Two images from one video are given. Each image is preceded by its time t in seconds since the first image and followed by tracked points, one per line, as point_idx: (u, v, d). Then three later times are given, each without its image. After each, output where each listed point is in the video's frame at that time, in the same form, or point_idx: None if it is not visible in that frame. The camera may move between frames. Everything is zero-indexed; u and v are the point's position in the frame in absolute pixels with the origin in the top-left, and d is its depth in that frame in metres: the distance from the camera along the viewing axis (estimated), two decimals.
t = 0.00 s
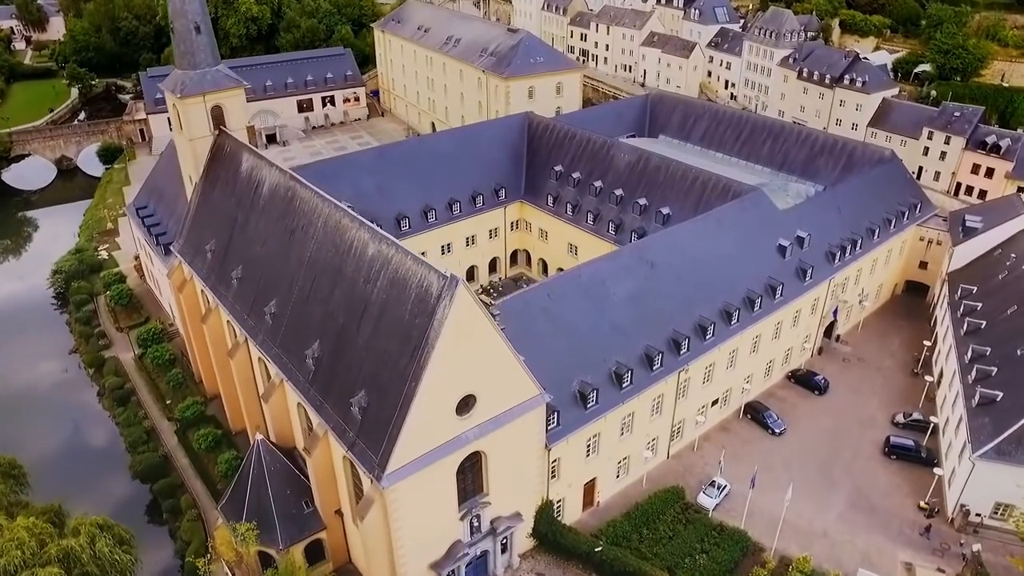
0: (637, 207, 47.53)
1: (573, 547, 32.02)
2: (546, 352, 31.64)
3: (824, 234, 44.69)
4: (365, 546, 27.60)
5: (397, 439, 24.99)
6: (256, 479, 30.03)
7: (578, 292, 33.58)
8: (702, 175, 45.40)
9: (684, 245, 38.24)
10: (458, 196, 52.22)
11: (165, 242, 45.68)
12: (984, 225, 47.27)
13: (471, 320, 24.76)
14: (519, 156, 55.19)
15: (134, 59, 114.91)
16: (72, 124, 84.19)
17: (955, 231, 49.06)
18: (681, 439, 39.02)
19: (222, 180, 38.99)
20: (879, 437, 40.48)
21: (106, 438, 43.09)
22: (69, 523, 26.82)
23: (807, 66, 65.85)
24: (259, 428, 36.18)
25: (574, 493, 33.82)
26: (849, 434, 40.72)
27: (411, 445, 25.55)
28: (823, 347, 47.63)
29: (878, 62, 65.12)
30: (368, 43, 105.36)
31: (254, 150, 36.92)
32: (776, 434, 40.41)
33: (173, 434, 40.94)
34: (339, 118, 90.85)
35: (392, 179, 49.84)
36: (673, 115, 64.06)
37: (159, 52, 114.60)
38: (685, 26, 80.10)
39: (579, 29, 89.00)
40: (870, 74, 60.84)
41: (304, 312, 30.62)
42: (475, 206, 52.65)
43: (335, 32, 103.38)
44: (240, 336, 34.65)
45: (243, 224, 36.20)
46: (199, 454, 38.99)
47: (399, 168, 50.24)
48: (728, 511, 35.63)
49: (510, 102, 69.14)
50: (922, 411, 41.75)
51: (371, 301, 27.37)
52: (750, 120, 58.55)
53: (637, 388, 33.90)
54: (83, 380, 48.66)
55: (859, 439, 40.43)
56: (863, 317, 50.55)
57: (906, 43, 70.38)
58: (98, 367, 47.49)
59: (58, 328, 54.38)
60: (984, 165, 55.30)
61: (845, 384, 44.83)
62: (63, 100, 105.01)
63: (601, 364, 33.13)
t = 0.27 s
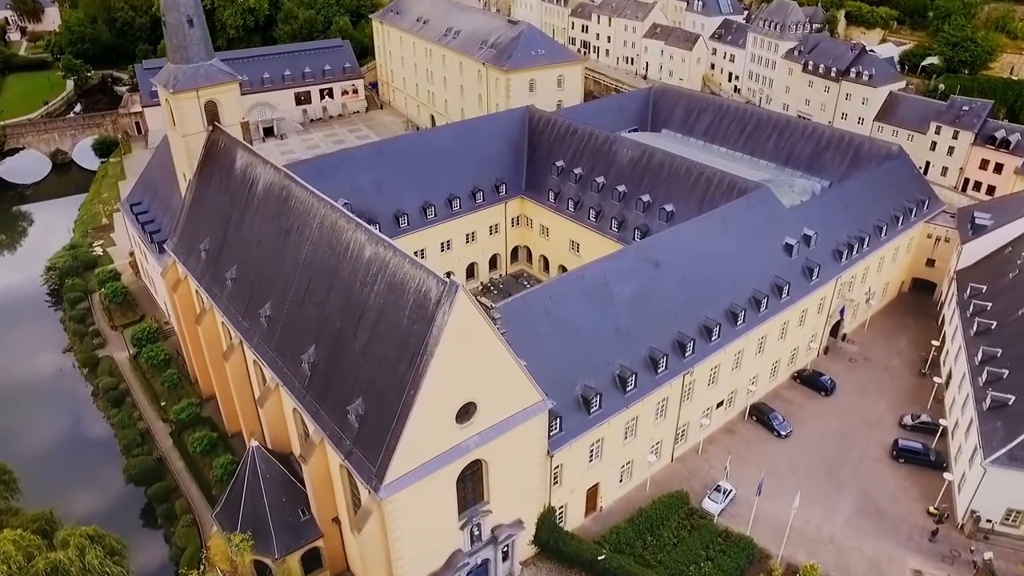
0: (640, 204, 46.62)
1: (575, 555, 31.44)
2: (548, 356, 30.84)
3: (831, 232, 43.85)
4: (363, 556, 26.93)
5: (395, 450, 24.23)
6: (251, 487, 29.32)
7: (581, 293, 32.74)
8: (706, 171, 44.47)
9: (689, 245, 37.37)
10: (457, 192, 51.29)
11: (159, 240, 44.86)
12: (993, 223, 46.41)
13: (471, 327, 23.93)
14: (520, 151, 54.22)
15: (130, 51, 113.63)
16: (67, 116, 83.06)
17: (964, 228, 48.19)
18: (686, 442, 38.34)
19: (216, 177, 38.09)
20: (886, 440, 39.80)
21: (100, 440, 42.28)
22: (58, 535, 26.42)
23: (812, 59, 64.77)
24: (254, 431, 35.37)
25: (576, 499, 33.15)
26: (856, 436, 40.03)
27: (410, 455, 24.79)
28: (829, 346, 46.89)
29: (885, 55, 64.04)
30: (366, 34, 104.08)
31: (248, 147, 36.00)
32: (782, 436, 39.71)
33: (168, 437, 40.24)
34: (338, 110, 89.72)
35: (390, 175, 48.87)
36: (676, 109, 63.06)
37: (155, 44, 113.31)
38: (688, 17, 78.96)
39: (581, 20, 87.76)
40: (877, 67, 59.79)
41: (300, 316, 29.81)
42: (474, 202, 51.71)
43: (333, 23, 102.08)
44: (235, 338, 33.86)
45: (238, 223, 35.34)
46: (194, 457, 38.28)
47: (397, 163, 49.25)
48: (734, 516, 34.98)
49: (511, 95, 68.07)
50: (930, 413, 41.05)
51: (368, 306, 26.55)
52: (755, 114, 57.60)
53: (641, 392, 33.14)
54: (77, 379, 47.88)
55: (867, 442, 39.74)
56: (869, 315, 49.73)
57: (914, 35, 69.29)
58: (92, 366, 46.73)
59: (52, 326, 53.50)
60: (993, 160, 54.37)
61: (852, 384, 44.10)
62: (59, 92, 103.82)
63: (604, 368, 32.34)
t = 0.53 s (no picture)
0: (644, 200, 45.44)
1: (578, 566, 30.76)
2: (551, 362, 29.83)
3: (841, 230, 42.73)
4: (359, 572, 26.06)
5: (392, 465, 23.26)
6: (244, 498, 28.38)
7: (585, 296, 31.66)
8: (713, 166, 43.26)
9: (696, 244, 36.24)
10: (457, 187, 50.06)
11: (151, 237, 43.79)
12: (1006, 220, 45.25)
13: (471, 337, 22.87)
14: (521, 144, 52.99)
15: (125, 39, 112.03)
16: (60, 107, 81.61)
17: (976, 225, 47.04)
18: (691, 447, 37.42)
19: (208, 175, 36.94)
20: (896, 443, 38.87)
21: (92, 442, 41.40)
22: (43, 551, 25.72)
23: (820, 49, 63.33)
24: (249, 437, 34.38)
25: (579, 508, 32.28)
26: (866, 440, 39.12)
27: (407, 469, 23.83)
28: (837, 346, 45.90)
29: (894, 46, 62.62)
30: (365, 22, 102.40)
31: (240, 143, 34.84)
32: (789, 439, 38.83)
33: (161, 440, 39.33)
34: (335, 100, 88.23)
35: (389, 170, 47.58)
36: (680, 101, 61.76)
37: (150, 32, 111.66)
38: (693, 6, 77.42)
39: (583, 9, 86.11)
40: (886, 58, 58.40)
41: (293, 321, 28.77)
42: (474, 196, 50.46)
43: (331, 11, 100.39)
44: (227, 342, 32.85)
45: (230, 222, 34.25)
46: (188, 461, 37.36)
47: (396, 157, 47.98)
48: (741, 524, 34.11)
49: (512, 87, 66.72)
50: (941, 416, 40.12)
51: (363, 313, 25.49)
52: (761, 107, 56.36)
53: (646, 398, 32.17)
54: (68, 379, 46.86)
55: (876, 446, 38.80)
56: (878, 314, 48.72)
57: (923, 25, 67.88)
58: (83, 366, 45.74)
59: (43, 323, 52.46)
60: (1005, 154, 53.12)
61: (860, 385, 43.13)
62: (52, 82, 102.32)
63: (608, 374, 31.34)
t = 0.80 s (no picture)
0: (648, 197, 44.35)
1: None
2: (553, 368, 28.92)
3: (849, 228, 41.73)
4: None
5: (389, 480, 22.39)
6: (237, 510, 27.53)
7: (588, 300, 30.68)
8: (718, 162, 42.14)
9: (702, 245, 35.23)
10: (456, 183, 48.94)
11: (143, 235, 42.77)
12: (1018, 217, 44.21)
13: (470, 349, 21.91)
14: (522, 139, 51.86)
15: (120, 29, 110.57)
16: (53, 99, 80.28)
17: (987, 222, 46.00)
18: (696, 451, 36.60)
19: (200, 173, 35.89)
20: (906, 448, 38.07)
21: (84, 445, 40.56)
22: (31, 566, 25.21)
23: (826, 41, 62.05)
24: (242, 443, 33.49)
25: (582, 516, 31.50)
26: (874, 444, 38.34)
27: (405, 484, 22.96)
28: (844, 346, 45.02)
29: (902, 37, 61.34)
30: (363, 12, 100.86)
31: (232, 141, 33.76)
32: (796, 443, 38.05)
33: (154, 444, 38.47)
34: (333, 92, 86.89)
35: (386, 165, 46.45)
36: (684, 93, 60.59)
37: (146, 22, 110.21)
38: None
39: None
40: (894, 50, 57.15)
41: (287, 327, 27.82)
42: (474, 192, 49.36)
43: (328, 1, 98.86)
44: (220, 346, 31.91)
45: (222, 223, 33.24)
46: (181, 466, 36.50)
47: (394, 152, 46.84)
48: (747, 532, 33.35)
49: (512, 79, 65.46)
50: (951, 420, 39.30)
51: (359, 321, 24.52)
52: (766, 100, 55.22)
53: (651, 404, 31.29)
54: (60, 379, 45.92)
55: (885, 450, 37.99)
56: (885, 313, 47.81)
57: (932, 16, 66.61)
58: (75, 367, 44.80)
59: (35, 321, 51.50)
60: (1016, 149, 52.00)
61: (868, 386, 42.29)
62: (46, 72, 100.97)
63: (612, 380, 30.44)
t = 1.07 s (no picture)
0: (651, 195, 43.39)
1: None
2: (555, 375, 28.11)
3: (857, 227, 40.84)
4: None
5: (385, 496, 21.61)
6: (230, 522, 26.79)
7: (591, 305, 29.80)
8: (723, 159, 41.17)
9: (708, 246, 34.31)
10: (455, 179, 47.95)
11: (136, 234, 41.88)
12: None
13: (469, 360, 21.05)
14: (522, 134, 50.85)
15: (116, 20, 109.28)
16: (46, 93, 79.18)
17: (996, 220, 45.10)
18: (700, 456, 35.91)
19: (192, 172, 34.92)
20: (914, 452, 37.37)
21: (76, 448, 39.75)
22: None
23: (832, 34, 60.94)
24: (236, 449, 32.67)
25: (584, 525, 30.81)
26: (882, 449, 37.64)
27: (402, 499, 22.17)
28: (851, 347, 44.25)
29: (909, 30, 60.26)
30: (361, 4, 99.53)
31: (225, 140, 32.80)
32: (802, 448, 37.35)
33: (147, 448, 37.72)
34: (331, 84, 85.74)
35: (384, 162, 45.43)
36: (687, 87, 59.55)
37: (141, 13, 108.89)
38: None
39: None
40: (902, 43, 56.07)
41: (281, 333, 27.00)
42: (474, 189, 48.37)
43: None
44: (213, 351, 31.09)
45: (215, 223, 32.35)
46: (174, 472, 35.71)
47: (392, 148, 45.78)
48: (753, 540, 32.70)
49: (512, 72, 64.32)
50: (959, 423, 38.57)
51: (354, 329, 23.65)
52: (771, 95, 54.23)
53: (655, 411, 30.53)
54: (52, 380, 45.15)
55: (893, 455, 37.28)
56: (892, 312, 46.96)
57: (940, 8, 65.66)
58: (67, 368, 44.00)
59: (27, 320, 50.64)
60: None
61: (875, 389, 41.55)
62: (40, 64, 99.75)
63: (615, 386, 29.66)
